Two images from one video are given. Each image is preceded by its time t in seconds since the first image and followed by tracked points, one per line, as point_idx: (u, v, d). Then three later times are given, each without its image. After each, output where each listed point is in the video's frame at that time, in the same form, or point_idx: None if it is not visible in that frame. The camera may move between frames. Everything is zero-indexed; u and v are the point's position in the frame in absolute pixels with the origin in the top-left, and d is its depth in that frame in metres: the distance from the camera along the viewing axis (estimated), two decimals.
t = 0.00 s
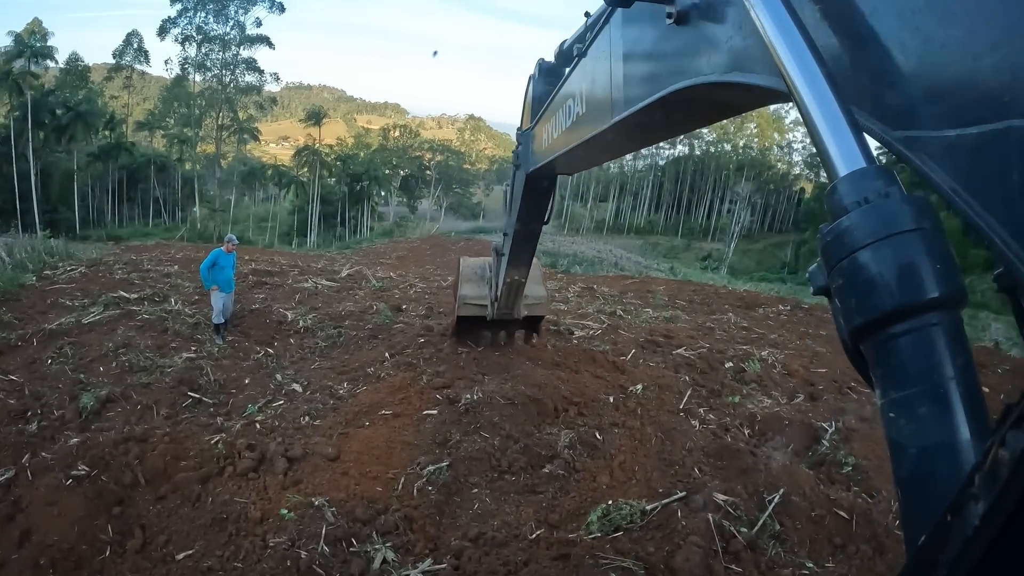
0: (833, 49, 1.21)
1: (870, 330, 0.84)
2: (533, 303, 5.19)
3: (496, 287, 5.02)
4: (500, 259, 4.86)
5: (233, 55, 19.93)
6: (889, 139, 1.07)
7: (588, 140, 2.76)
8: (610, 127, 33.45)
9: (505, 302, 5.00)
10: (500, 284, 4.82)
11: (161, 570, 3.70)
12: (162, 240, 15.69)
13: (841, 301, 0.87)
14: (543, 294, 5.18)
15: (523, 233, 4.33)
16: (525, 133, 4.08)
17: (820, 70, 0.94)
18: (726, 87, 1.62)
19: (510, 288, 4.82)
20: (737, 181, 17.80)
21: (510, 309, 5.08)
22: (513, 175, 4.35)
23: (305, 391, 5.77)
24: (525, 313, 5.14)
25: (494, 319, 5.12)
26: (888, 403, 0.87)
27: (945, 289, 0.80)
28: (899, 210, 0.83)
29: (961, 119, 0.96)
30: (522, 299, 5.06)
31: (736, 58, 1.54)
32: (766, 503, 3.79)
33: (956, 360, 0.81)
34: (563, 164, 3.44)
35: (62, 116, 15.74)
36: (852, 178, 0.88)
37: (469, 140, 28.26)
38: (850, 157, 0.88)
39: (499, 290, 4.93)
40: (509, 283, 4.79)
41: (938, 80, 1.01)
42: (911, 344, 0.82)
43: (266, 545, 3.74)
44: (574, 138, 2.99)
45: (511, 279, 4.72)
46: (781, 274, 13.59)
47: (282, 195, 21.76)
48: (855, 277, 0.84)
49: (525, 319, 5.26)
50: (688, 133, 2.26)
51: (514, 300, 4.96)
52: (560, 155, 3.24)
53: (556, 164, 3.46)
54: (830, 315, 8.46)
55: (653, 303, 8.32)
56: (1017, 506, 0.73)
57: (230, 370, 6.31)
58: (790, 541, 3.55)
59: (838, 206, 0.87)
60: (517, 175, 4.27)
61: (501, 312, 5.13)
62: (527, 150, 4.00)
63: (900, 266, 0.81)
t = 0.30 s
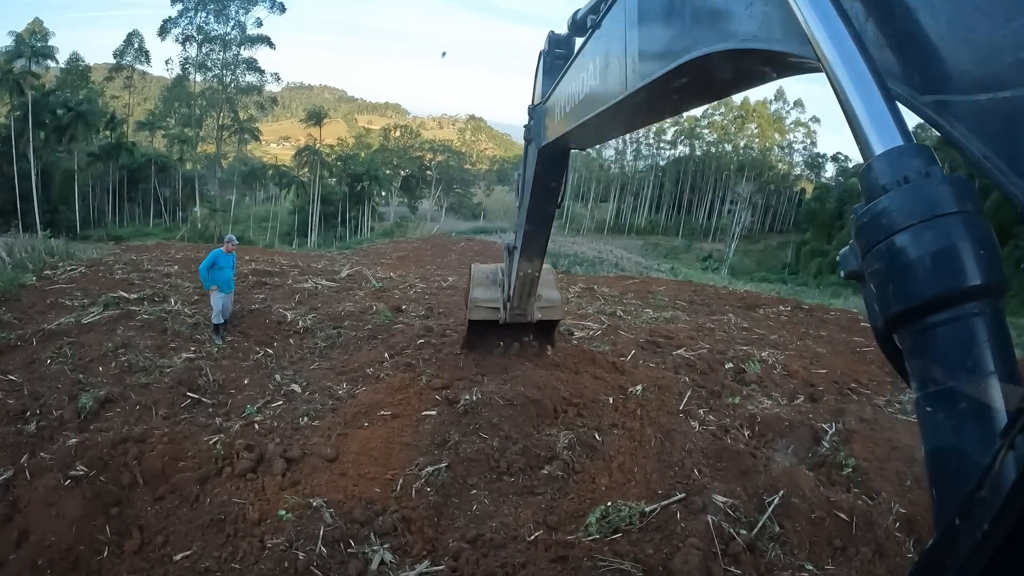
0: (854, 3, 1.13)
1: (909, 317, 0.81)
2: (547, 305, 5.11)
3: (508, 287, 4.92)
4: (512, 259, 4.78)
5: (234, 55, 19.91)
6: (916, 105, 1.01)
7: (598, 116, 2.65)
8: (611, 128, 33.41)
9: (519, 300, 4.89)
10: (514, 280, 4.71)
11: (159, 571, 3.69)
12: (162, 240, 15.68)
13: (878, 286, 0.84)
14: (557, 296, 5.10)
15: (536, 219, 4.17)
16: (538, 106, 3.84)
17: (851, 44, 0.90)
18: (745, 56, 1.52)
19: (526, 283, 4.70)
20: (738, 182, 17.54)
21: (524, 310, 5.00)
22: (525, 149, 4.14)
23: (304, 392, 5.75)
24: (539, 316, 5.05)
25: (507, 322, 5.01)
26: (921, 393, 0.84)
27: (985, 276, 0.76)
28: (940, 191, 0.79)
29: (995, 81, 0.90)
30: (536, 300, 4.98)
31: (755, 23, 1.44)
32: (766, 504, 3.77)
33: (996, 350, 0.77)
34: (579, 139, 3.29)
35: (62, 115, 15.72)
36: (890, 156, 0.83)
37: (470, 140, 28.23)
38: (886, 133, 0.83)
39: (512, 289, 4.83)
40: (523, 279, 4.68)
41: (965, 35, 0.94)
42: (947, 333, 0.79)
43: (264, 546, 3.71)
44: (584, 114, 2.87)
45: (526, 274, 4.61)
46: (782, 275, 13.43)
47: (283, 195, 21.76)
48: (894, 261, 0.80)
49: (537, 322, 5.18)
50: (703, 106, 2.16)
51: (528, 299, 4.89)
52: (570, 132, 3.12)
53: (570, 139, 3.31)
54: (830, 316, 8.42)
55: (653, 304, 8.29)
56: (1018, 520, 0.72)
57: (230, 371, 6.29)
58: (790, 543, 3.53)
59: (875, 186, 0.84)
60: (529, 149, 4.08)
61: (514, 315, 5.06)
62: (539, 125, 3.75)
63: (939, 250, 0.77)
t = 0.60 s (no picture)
0: None
1: (938, 303, 0.77)
2: (549, 308, 4.92)
3: (509, 286, 4.74)
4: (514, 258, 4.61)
5: (235, 55, 19.89)
6: (934, 64, 0.89)
7: (603, 81, 2.53)
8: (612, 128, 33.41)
9: (521, 300, 4.69)
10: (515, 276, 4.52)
11: (159, 570, 3.69)
12: (163, 240, 15.70)
13: (907, 269, 0.79)
14: (559, 299, 4.92)
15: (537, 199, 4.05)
16: (538, 79, 3.74)
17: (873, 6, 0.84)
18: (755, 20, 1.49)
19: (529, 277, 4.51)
20: (739, 182, 17.44)
21: (526, 312, 4.79)
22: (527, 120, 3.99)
23: (305, 392, 5.76)
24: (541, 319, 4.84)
25: (508, 325, 4.79)
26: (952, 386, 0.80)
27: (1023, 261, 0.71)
28: (972, 168, 0.74)
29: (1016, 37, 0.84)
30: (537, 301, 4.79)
31: None
32: (767, 505, 3.76)
33: None
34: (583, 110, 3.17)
35: (63, 115, 15.71)
36: (917, 132, 0.78)
37: (471, 140, 28.22)
38: (914, 106, 0.78)
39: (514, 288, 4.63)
40: (526, 273, 4.49)
41: None
42: (981, 320, 0.74)
43: (264, 547, 3.71)
44: (589, 80, 2.74)
45: (529, 266, 4.42)
46: (783, 276, 13.37)
47: (284, 196, 21.78)
48: (925, 242, 0.76)
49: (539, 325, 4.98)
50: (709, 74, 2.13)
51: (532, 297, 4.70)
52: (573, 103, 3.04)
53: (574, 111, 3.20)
54: (831, 316, 8.42)
55: (654, 305, 8.29)
56: (1016, 526, 0.73)
57: (231, 371, 6.29)
58: (790, 543, 3.54)
59: (903, 163, 0.79)
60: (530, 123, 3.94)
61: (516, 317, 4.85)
62: (540, 98, 3.65)
63: (974, 231, 0.73)
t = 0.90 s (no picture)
0: None
1: (968, 286, 0.76)
2: (550, 309, 4.71)
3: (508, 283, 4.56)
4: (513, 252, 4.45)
5: (237, 55, 19.88)
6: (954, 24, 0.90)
7: (605, 47, 2.36)
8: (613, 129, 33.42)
9: (520, 295, 4.48)
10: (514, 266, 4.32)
11: (163, 570, 3.70)
12: (164, 240, 15.72)
13: (935, 252, 0.79)
14: (560, 301, 4.73)
15: (535, 177, 3.92)
16: (535, 49, 3.68)
17: None
18: None
19: (528, 266, 4.30)
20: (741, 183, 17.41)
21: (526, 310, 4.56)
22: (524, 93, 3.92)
23: (308, 392, 5.77)
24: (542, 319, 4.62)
25: (507, 324, 4.55)
26: (978, 375, 0.79)
27: None
28: (1006, 147, 0.73)
29: None
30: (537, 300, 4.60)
31: None
32: (769, 504, 3.77)
33: None
34: (581, 78, 3.01)
35: (65, 115, 15.73)
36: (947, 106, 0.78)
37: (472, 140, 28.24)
38: (941, 80, 0.77)
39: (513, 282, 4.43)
40: (524, 263, 4.29)
41: None
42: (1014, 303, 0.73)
43: (268, 546, 3.72)
44: (588, 50, 2.58)
45: (528, 254, 4.23)
46: (784, 276, 13.36)
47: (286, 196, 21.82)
48: (956, 224, 0.75)
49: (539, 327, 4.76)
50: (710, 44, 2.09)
51: (530, 293, 4.47)
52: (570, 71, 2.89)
53: (571, 79, 3.08)
54: (833, 317, 8.42)
55: (656, 305, 8.29)
56: (1014, 522, 0.74)
57: (234, 371, 6.30)
58: (792, 543, 3.54)
59: (933, 139, 0.78)
60: (526, 96, 3.86)
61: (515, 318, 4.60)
62: (537, 68, 3.57)
63: (1006, 214, 0.72)
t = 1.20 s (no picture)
0: None
1: (1019, 271, 0.73)
2: (564, 308, 4.48)
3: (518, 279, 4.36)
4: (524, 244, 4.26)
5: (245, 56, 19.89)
6: None
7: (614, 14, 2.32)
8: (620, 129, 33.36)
9: (532, 288, 4.24)
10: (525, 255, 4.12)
11: (169, 568, 3.72)
12: (171, 240, 15.75)
13: (982, 231, 0.77)
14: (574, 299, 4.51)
15: (546, 154, 3.87)
16: (545, 18, 3.68)
17: None
18: None
19: (541, 253, 4.09)
20: (749, 184, 17.32)
21: (538, 306, 4.31)
22: (529, 80, 3.96)
23: (314, 391, 5.78)
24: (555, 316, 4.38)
25: (518, 322, 4.30)
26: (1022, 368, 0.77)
27: None
28: None
29: None
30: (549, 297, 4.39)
31: None
32: (775, 506, 3.76)
33: None
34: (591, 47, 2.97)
35: (73, 115, 15.77)
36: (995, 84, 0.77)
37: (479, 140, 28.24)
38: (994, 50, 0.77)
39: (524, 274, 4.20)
40: (536, 251, 4.08)
41: None
42: None
43: (273, 545, 3.73)
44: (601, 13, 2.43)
45: (540, 239, 4.05)
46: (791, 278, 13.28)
47: (293, 196, 21.86)
48: (1008, 201, 0.73)
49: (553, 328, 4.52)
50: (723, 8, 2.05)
51: (542, 286, 4.21)
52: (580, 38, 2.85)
53: (584, 44, 2.91)
54: (841, 318, 8.38)
55: (663, 306, 8.27)
56: (1018, 524, 0.74)
57: (241, 370, 6.32)
58: (799, 545, 3.52)
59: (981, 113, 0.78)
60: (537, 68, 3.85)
61: (527, 315, 4.32)
62: (547, 39, 3.58)
63: None
